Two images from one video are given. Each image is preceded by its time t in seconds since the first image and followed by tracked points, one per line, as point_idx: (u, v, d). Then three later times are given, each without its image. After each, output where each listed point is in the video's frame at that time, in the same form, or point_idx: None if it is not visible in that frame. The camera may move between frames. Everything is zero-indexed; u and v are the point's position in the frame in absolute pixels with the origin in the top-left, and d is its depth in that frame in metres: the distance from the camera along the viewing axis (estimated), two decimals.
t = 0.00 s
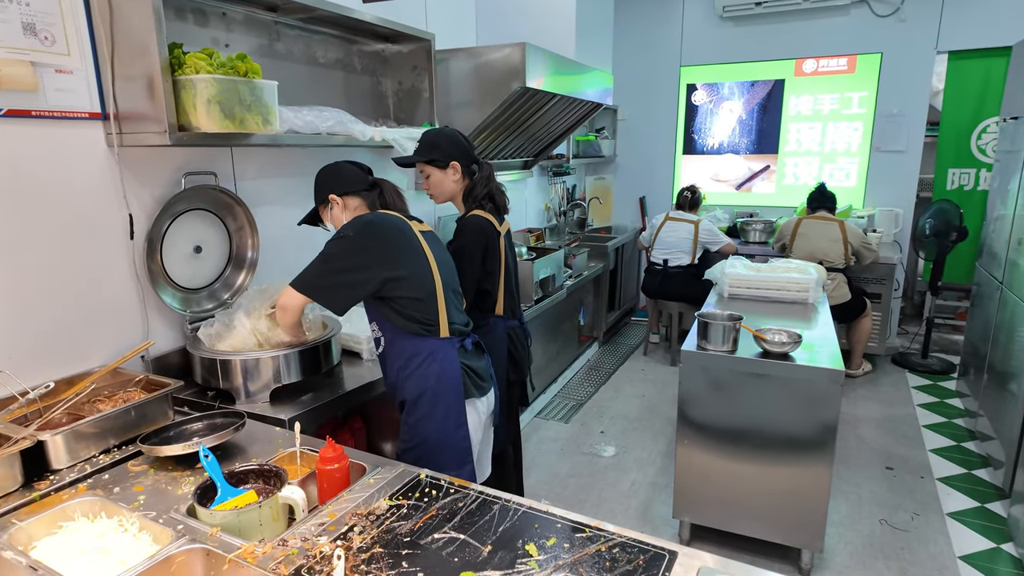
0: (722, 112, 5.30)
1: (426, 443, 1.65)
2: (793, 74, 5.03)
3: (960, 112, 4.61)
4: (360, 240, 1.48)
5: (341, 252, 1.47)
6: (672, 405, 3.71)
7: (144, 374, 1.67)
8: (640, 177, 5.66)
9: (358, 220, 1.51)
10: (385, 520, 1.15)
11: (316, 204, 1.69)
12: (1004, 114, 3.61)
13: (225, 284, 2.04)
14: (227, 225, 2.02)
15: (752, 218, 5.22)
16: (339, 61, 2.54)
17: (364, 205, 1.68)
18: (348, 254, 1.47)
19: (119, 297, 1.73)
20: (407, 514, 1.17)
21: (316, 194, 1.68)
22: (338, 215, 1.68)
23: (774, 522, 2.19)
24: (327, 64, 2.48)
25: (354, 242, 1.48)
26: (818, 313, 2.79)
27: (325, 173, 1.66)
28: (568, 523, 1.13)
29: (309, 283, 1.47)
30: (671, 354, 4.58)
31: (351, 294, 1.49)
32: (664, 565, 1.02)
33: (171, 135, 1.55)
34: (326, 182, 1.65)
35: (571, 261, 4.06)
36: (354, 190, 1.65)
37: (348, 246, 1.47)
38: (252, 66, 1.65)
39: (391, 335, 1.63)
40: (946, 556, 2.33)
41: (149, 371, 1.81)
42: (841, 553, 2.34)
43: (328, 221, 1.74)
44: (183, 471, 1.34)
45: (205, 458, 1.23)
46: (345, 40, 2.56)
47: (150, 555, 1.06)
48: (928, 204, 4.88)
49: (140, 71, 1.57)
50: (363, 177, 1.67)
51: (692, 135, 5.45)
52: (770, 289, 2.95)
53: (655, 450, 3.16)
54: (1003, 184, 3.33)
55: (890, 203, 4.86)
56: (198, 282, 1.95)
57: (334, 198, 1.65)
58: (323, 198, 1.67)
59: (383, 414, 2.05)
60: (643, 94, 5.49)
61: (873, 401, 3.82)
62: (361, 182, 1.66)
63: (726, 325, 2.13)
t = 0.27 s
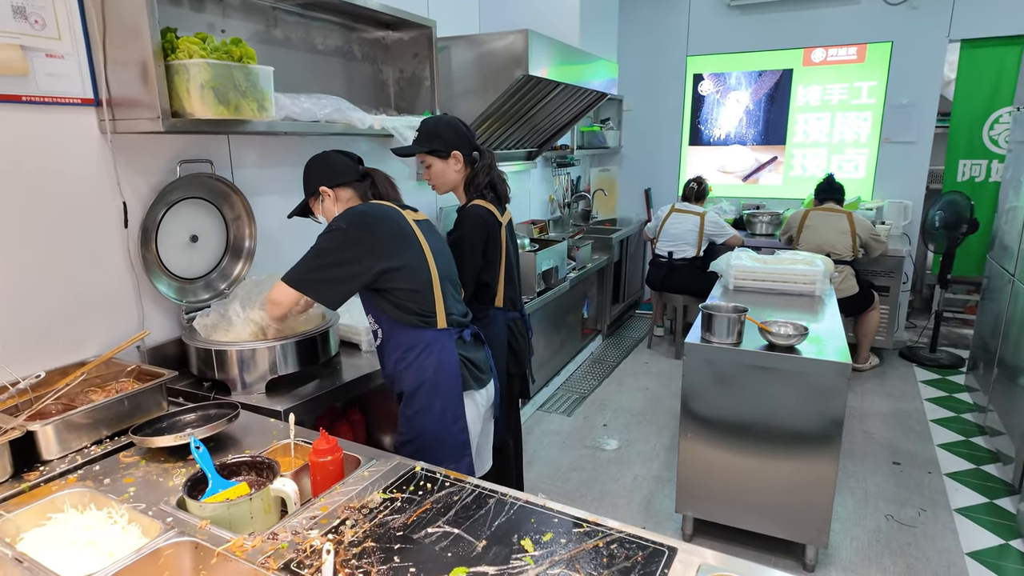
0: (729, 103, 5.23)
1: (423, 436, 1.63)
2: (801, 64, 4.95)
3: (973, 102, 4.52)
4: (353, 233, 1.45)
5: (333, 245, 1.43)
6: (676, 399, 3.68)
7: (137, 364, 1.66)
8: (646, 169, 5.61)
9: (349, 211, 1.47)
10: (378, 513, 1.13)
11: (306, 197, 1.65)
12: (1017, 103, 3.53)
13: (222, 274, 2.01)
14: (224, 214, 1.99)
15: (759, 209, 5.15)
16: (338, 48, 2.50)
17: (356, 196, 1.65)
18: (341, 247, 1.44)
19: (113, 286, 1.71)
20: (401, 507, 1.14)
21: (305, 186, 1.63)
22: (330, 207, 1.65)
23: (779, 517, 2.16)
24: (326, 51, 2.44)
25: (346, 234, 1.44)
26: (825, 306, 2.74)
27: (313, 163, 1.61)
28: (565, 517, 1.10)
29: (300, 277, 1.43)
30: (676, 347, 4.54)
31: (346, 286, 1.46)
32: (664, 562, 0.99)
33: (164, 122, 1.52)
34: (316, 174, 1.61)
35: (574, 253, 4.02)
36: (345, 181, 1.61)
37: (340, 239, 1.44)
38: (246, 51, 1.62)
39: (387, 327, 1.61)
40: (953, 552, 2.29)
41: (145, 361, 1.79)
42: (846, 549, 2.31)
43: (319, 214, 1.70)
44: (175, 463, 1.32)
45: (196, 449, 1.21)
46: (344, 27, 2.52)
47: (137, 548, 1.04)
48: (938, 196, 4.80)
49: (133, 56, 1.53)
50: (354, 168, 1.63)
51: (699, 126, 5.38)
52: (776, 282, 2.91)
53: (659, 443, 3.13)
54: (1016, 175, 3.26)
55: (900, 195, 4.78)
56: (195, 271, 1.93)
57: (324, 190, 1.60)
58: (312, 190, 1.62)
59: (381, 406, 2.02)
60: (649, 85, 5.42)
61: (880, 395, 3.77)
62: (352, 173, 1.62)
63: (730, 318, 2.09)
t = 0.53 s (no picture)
0: (734, 93, 5.18)
1: (422, 425, 1.62)
2: (808, 53, 4.89)
3: (981, 90, 4.47)
4: (349, 221, 1.44)
5: (329, 233, 1.42)
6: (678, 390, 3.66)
7: (133, 352, 1.65)
8: (650, 159, 5.57)
9: (344, 199, 1.46)
10: (374, 501, 1.12)
11: (300, 187, 1.63)
12: None
13: (221, 262, 2.01)
14: (222, 202, 1.98)
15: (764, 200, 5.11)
16: (338, 34, 2.47)
17: (351, 186, 1.63)
18: (336, 235, 1.42)
19: (110, 274, 1.70)
20: (397, 495, 1.13)
21: (300, 176, 1.62)
22: (324, 197, 1.63)
23: (780, 508, 2.15)
24: (326, 38, 2.41)
25: (342, 223, 1.43)
26: (829, 296, 2.71)
27: (307, 153, 1.60)
28: (562, 506, 1.09)
29: (295, 266, 1.42)
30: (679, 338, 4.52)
31: (344, 274, 1.45)
32: (661, 551, 0.98)
33: (160, 107, 1.50)
34: (310, 163, 1.59)
35: (577, 244, 4.00)
36: (339, 171, 1.59)
37: (336, 227, 1.43)
38: (242, 36, 1.60)
39: (384, 315, 1.59)
40: (957, 544, 2.28)
41: (143, 350, 1.78)
42: (848, 541, 2.30)
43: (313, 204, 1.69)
44: (171, 450, 1.32)
45: (191, 437, 1.20)
46: (344, 14, 2.49)
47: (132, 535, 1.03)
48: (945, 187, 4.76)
49: (129, 42, 1.51)
50: (349, 157, 1.61)
51: (703, 116, 5.33)
52: (780, 272, 2.88)
53: (661, 435, 3.12)
54: None
55: (906, 186, 4.74)
56: (193, 260, 1.92)
57: (320, 180, 1.59)
58: (307, 180, 1.61)
59: (381, 395, 2.01)
60: (653, 74, 5.37)
61: (884, 387, 3.75)
62: (346, 163, 1.60)
63: (733, 307, 2.07)
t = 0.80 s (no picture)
0: (740, 84, 5.14)
1: (422, 415, 1.62)
2: (814, 44, 4.84)
3: (990, 82, 4.42)
4: (346, 212, 1.43)
5: (326, 225, 1.42)
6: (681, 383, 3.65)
7: (134, 342, 1.65)
8: (654, 151, 5.53)
9: (341, 190, 1.45)
10: (373, 492, 1.11)
11: (296, 180, 1.62)
12: None
13: (222, 253, 2.00)
14: (224, 193, 1.97)
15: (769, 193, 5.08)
16: (339, 24, 2.46)
17: (347, 178, 1.62)
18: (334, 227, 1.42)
19: (111, 265, 1.70)
20: (396, 486, 1.13)
21: (296, 169, 1.60)
22: (321, 189, 1.62)
23: (783, 502, 2.14)
24: (327, 28, 2.40)
25: (339, 214, 1.43)
26: (834, 289, 2.69)
27: (302, 146, 1.58)
28: (562, 498, 1.09)
29: (293, 257, 1.42)
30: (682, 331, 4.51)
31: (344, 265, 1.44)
32: (661, 543, 0.97)
33: (159, 96, 1.50)
34: (306, 156, 1.58)
35: (580, 237, 3.98)
36: (335, 164, 1.58)
37: (333, 218, 1.42)
38: (241, 24, 1.59)
39: (384, 306, 1.59)
40: (961, 539, 2.27)
41: (144, 340, 1.78)
42: (851, 535, 2.29)
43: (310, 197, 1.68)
44: (171, 441, 1.32)
45: (191, 427, 1.20)
46: (345, 3, 2.47)
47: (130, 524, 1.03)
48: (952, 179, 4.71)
49: (129, 30, 1.50)
50: (345, 150, 1.60)
51: (709, 108, 5.29)
52: (785, 265, 2.86)
53: (663, 428, 3.11)
54: None
55: (913, 179, 4.70)
56: (195, 251, 1.91)
57: (315, 173, 1.58)
58: (303, 173, 1.59)
59: (382, 386, 2.01)
60: (658, 66, 5.33)
61: (889, 381, 3.73)
62: (342, 155, 1.59)
63: (737, 300, 2.05)
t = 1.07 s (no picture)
0: (743, 75, 5.11)
1: (422, 406, 1.62)
2: (818, 34, 4.80)
3: (996, 72, 4.38)
4: (346, 201, 1.43)
5: (326, 214, 1.41)
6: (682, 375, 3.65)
7: (134, 333, 1.66)
8: (657, 142, 5.51)
9: (341, 180, 1.44)
10: (372, 482, 1.11)
11: (297, 170, 1.61)
12: None
13: (223, 244, 2.00)
14: (224, 183, 1.97)
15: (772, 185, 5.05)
16: (339, 14, 2.44)
17: (347, 169, 1.61)
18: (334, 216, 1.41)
19: (111, 255, 1.70)
20: (395, 477, 1.13)
21: (296, 159, 1.59)
22: (321, 180, 1.61)
23: (783, 493, 2.14)
24: (327, 18, 2.38)
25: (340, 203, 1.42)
26: (836, 281, 2.68)
27: (303, 137, 1.57)
28: (561, 489, 1.09)
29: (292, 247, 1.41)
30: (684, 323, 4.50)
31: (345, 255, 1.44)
32: (660, 534, 0.97)
33: (158, 87, 1.49)
34: (306, 146, 1.57)
35: (582, 229, 3.97)
36: (336, 155, 1.57)
37: (333, 208, 1.41)
38: (241, 13, 1.58)
39: (384, 297, 1.58)
40: (960, 531, 2.27)
41: (145, 331, 1.78)
42: (851, 526, 2.29)
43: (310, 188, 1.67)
44: (171, 431, 1.32)
45: (191, 418, 1.20)
46: None
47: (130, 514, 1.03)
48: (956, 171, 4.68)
49: (126, 19, 1.49)
50: (345, 140, 1.59)
51: (711, 99, 5.26)
52: (787, 256, 2.85)
53: (664, 419, 3.11)
54: None
55: (916, 170, 4.67)
56: (195, 242, 1.91)
57: (316, 163, 1.57)
58: (305, 163, 1.58)
59: (383, 377, 2.01)
60: (661, 56, 5.29)
61: (891, 373, 3.72)
62: (343, 146, 1.58)
63: (738, 291, 2.05)
